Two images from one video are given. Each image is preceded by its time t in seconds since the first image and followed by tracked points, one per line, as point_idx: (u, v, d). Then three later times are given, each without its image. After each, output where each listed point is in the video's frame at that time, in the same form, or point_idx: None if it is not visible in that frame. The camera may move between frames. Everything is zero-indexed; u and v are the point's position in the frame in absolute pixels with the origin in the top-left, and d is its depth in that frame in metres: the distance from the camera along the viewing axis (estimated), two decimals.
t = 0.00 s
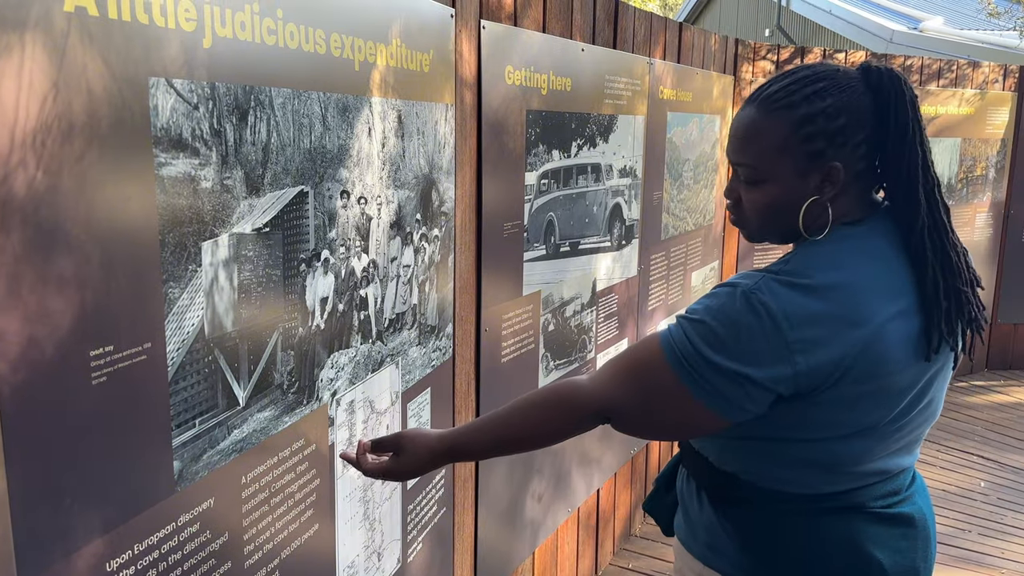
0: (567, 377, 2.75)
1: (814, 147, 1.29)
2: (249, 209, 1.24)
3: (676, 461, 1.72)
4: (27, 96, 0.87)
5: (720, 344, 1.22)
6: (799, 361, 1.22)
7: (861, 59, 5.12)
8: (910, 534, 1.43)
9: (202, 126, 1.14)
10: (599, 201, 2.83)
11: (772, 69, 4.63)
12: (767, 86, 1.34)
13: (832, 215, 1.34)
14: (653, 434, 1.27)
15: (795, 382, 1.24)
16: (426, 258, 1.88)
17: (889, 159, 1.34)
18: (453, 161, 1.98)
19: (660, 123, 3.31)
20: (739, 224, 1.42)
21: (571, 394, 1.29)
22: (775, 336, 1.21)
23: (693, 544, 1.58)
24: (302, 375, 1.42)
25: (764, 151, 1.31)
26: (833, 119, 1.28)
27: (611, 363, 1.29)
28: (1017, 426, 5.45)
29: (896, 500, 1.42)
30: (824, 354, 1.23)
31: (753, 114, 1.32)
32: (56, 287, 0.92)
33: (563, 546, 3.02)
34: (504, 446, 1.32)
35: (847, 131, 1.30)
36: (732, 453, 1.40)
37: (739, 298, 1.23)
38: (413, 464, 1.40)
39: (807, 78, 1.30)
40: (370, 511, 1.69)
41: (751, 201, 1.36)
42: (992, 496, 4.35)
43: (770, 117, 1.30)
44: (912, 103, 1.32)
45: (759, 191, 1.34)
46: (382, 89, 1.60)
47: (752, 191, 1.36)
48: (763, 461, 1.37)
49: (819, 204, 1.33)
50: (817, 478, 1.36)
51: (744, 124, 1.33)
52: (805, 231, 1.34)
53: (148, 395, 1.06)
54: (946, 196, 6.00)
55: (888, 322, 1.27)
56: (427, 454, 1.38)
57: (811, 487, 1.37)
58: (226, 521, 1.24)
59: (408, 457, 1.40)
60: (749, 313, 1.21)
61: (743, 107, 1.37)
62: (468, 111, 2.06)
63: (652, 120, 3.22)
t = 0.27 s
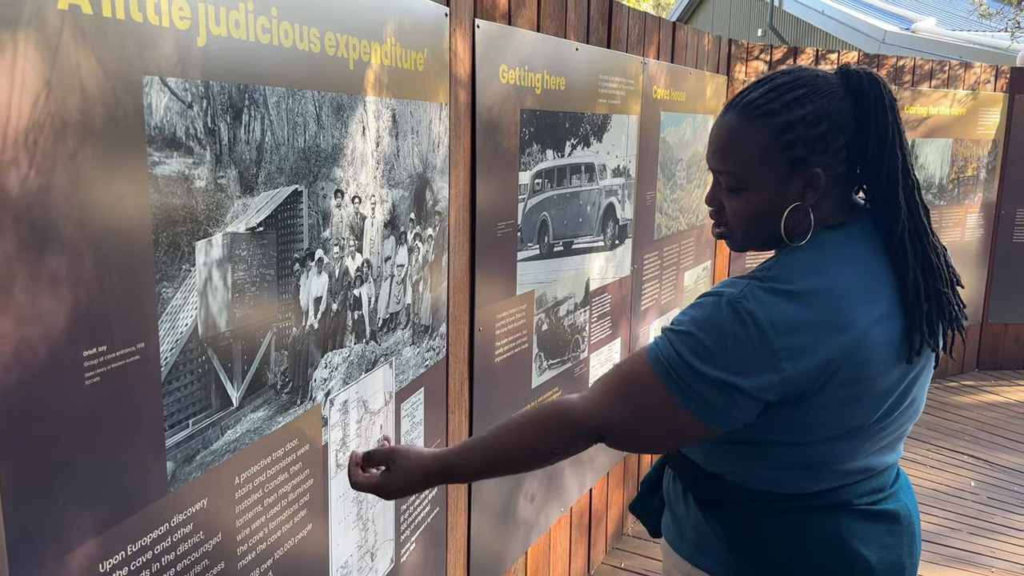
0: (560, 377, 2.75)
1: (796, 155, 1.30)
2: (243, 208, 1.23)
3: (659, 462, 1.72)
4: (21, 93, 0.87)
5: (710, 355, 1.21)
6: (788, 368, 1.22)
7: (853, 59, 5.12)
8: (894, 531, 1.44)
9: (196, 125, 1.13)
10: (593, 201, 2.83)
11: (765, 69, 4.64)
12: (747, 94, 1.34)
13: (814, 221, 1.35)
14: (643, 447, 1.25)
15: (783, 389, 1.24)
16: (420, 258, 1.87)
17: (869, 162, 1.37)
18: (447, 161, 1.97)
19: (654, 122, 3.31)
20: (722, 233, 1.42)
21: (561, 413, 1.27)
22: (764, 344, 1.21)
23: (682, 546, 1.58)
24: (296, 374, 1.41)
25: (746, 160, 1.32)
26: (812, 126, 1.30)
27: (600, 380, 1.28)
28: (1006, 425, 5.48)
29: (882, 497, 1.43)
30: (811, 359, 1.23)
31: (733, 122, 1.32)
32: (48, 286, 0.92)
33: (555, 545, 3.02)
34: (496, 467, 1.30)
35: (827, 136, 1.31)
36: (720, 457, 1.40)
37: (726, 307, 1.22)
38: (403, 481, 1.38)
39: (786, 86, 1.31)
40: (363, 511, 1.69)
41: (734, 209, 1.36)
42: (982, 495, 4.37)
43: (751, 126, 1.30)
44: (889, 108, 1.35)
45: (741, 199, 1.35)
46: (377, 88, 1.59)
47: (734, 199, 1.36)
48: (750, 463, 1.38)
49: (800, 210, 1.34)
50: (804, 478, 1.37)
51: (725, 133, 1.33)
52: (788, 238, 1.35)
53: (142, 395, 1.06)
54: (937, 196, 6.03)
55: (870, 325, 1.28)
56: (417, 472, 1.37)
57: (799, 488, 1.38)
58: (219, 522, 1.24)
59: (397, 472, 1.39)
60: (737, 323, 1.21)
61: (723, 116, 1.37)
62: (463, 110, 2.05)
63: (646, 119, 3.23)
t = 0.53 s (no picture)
0: (551, 374, 2.75)
1: (781, 142, 1.39)
2: (231, 203, 1.22)
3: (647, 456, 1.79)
4: (5, 86, 0.86)
5: (721, 359, 1.29)
6: (788, 361, 1.30)
7: (843, 57, 5.14)
8: (880, 523, 1.51)
9: (184, 119, 1.13)
10: (583, 198, 2.83)
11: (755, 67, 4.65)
12: (736, 84, 1.43)
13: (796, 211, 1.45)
14: (710, 493, 1.33)
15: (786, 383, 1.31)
16: (410, 254, 1.87)
17: (853, 154, 1.47)
18: (437, 157, 1.97)
19: (644, 119, 3.31)
20: (708, 218, 1.52)
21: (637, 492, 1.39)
22: (771, 343, 1.28)
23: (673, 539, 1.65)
24: (285, 370, 1.41)
25: (733, 146, 1.41)
26: (798, 114, 1.39)
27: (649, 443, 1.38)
28: (994, 422, 5.52)
29: (867, 493, 1.50)
30: (806, 351, 1.31)
31: (723, 110, 1.42)
32: (33, 281, 0.91)
33: (545, 542, 3.02)
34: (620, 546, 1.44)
35: (811, 127, 1.41)
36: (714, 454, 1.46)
37: (729, 310, 1.30)
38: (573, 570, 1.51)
39: (774, 78, 1.41)
40: (353, 508, 1.68)
41: (720, 194, 1.46)
42: (969, 492, 4.40)
43: (740, 114, 1.39)
44: (870, 103, 1.46)
45: (728, 185, 1.44)
46: (366, 84, 1.59)
47: (721, 185, 1.45)
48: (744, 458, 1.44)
49: (785, 199, 1.43)
50: (795, 473, 1.43)
51: (716, 121, 1.42)
52: (772, 224, 1.44)
53: (129, 391, 1.05)
54: (926, 194, 6.06)
55: (859, 318, 1.37)
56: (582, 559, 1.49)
57: (790, 483, 1.44)
58: (208, 518, 1.23)
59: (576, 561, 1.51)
60: (743, 324, 1.28)
61: (712, 106, 1.46)
62: (453, 106, 2.05)
63: (637, 116, 3.23)
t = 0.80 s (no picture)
0: (541, 371, 2.75)
1: (797, 131, 1.38)
2: (219, 200, 1.22)
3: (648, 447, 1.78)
4: None
5: (754, 345, 1.27)
6: (818, 345, 1.30)
7: (832, 56, 5.16)
8: (885, 506, 1.54)
9: (172, 116, 1.12)
10: (573, 195, 2.83)
11: (744, 65, 4.66)
12: (752, 76, 1.43)
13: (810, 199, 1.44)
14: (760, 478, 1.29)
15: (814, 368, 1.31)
16: (400, 252, 1.86)
17: (861, 149, 1.46)
18: (427, 154, 1.96)
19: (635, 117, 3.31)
20: (720, 209, 1.50)
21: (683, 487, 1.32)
22: (803, 328, 1.27)
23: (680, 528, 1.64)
24: (273, 369, 1.40)
25: (748, 135, 1.41)
26: (814, 105, 1.39)
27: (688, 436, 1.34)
28: (980, 419, 5.56)
29: (868, 479, 1.52)
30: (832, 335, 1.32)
31: (740, 99, 1.42)
32: (19, 279, 0.90)
33: (535, 539, 3.02)
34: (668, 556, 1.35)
35: (827, 117, 1.40)
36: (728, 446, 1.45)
37: (758, 298, 1.28)
38: None
39: (791, 70, 1.41)
40: (342, 506, 1.68)
41: (733, 183, 1.45)
42: (956, 488, 4.43)
43: (758, 102, 1.39)
44: (880, 96, 1.45)
45: (741, 173, 1.44)
46: (356, 80, 1.58)
47: (734, 174, 1.45)
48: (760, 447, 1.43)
49: (799, 187, 1.43)
50: (807, 460, 1.42)
51: (733, 110, 1.42)
52: (785, 213, 1.44)
53: (117, 389, 1.04)
54: (914, 192, 6.09)
55: (874, 304, 1.38)
56: None
57: (804, 472, 1.44)
58: (197, 517, 1.22)
59: None
60: (774, 311, 1.27)
61: (727, 97, 1.46)
62: (443, 103, 2.04)
63: (627, 114, 3.23)
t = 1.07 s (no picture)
0: (528, 368, 2.75)
1: (830, 124, 1.39)
2: (202, 196, 1.21)
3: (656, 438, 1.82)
4: None
5: (773, 322, 1.27)
6: (840, 331, 1.32)
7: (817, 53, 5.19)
8: (891, 488, 1.61)
9: (154, 111, 1.11)
10: (560, 192, 2.83)
11: (730, 63, 4.67)
12: (785, 68, 1.42)
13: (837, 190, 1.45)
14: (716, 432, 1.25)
15: (832, 354, 1.32)
16: (386, 249, 1.86)
17: (881, 146, 1.50)
18: (412, 150, 1.96)
19: (621, 114, 3.32)
20: (745, 199, 1.48)
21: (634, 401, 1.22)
22: (823, 313, 1.29)
23: (693, 517, 1.67)
24: (258, 366, 1.39)
25: (783, 126, 1.39)
26: (845, 100, 1.40)
27: (660, 367, 1.27)
28: (963, 414, 5.61)
29: (871, 462, 1.59)
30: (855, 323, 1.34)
31: (773, 91, 1.40)
32: None
33: (523, 536, 3.02)
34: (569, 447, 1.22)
35: (856, 112, 1.42)
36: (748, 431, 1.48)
37: (788, 279, 1.29)
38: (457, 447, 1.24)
39: (824, 64, 1.41)
40: (328, 504, 1.67)
41: (763, 175, 1.43)
42: (939, 482, 4.47)
43: (792, 95, 1.38)
44: (901, 97, 1.48)
45: (772, 165, 1.42)
46: (340, 76, 1.57)
47: (764, 166, 1.43)
48: (779, 432, 1.47)
49: (828, 180, 1.43)
50: (824, 444, 1.48)
51: (767, 101, 1.40)
52: (816, 205, 1.44)
53: (100, 386, 1.04)
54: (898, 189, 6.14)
55: (896, 293, 1.42)
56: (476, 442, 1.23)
57: (822, 455, 1.50)
58: (181, 515, 1.22)
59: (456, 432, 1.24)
60: (800, 291, 1.28)
61: (757, 88, 1.44)
62: (428, 100, 2.04)
63: (613, 111, 3.24)
